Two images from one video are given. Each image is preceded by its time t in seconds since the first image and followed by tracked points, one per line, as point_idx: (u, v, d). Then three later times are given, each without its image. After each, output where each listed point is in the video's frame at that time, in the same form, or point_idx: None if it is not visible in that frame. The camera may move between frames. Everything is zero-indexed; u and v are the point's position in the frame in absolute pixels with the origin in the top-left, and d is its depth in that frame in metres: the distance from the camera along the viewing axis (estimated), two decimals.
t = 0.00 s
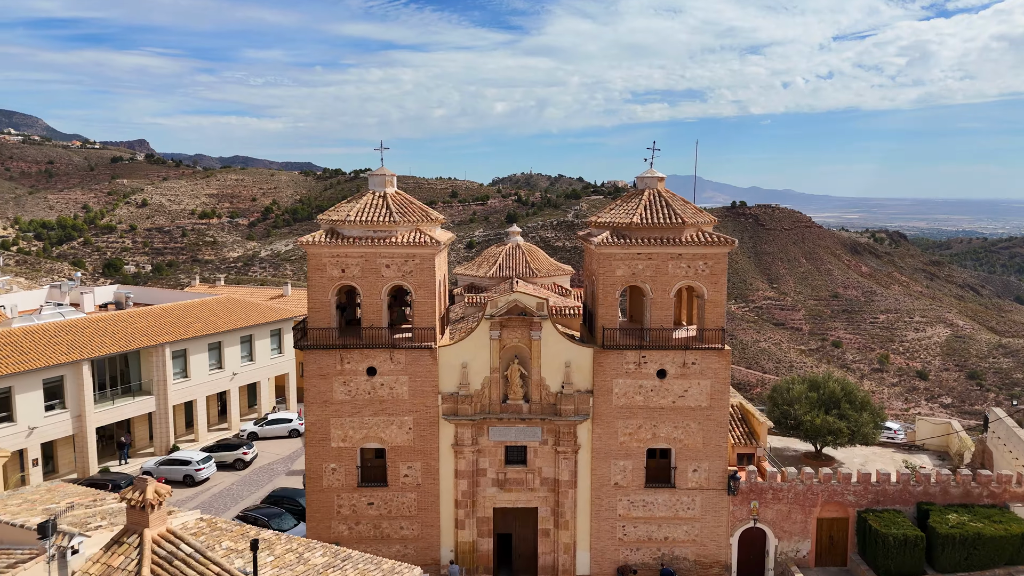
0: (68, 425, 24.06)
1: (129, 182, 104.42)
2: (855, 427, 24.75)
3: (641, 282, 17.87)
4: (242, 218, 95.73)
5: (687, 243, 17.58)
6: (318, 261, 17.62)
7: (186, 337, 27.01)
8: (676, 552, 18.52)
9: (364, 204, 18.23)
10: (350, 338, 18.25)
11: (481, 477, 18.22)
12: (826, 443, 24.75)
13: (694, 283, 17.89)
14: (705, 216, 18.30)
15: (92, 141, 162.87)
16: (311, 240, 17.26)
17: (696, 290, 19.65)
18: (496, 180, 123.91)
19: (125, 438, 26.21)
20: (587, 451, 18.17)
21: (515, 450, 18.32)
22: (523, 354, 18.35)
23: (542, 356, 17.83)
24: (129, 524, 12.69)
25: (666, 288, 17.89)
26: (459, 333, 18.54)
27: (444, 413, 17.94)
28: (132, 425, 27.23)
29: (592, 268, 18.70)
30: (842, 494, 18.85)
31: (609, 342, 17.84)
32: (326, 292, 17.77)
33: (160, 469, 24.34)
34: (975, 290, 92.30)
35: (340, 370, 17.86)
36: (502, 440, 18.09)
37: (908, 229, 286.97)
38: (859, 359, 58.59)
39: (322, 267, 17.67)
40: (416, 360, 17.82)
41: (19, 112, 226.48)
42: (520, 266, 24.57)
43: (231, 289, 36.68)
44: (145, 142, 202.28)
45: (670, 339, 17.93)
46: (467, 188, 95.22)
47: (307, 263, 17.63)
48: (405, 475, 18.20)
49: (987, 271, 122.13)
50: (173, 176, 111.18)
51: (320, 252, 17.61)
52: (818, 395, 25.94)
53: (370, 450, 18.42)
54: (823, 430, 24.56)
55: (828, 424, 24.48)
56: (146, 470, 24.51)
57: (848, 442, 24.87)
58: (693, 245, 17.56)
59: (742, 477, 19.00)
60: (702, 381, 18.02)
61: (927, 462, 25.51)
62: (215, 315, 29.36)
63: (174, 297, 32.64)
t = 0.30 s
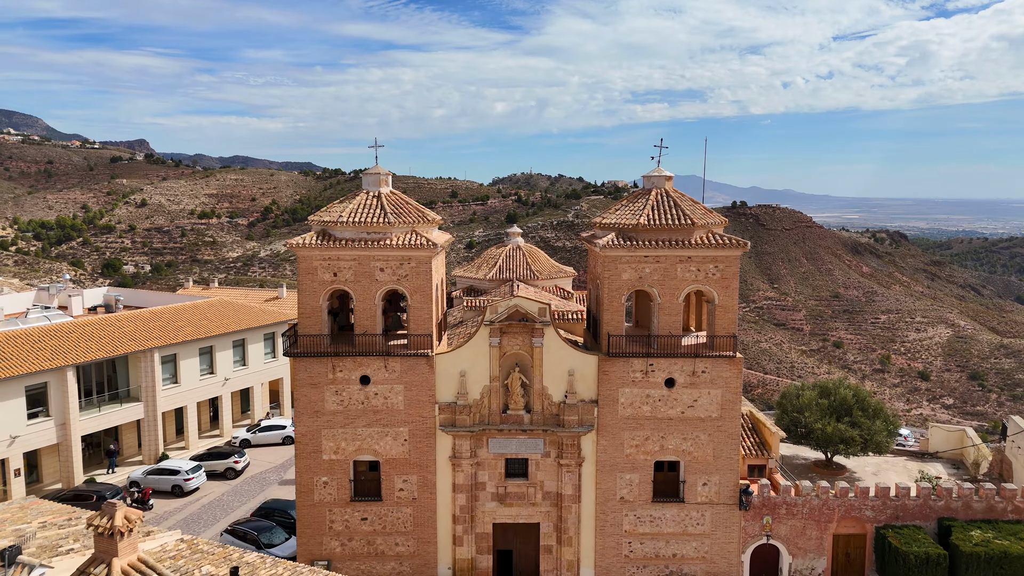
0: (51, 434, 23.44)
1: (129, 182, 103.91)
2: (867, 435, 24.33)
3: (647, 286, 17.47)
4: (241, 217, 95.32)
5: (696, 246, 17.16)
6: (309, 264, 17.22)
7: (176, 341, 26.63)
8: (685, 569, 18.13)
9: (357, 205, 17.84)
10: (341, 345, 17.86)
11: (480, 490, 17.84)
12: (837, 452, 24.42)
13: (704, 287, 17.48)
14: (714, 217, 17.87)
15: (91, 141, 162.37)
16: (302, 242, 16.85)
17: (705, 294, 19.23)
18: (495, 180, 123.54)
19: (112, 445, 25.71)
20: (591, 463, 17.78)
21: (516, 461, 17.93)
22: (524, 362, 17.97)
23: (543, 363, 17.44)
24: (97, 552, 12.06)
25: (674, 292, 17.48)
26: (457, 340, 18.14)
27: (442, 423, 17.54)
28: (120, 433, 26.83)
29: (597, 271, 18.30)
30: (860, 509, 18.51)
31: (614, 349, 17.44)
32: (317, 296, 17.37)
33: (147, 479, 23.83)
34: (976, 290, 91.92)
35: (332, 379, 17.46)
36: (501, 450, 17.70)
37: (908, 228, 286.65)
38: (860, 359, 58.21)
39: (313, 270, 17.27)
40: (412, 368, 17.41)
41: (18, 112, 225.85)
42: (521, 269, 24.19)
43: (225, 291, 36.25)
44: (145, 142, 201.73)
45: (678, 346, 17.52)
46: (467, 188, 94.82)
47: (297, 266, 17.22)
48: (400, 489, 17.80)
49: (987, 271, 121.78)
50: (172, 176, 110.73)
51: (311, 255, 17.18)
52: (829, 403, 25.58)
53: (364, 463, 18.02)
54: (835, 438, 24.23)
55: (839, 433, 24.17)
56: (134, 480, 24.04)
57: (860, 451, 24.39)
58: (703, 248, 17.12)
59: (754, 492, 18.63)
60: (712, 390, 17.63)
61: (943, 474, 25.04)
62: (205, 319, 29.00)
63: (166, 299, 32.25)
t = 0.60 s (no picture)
0: (34, 443, 23.02)
1: (128, 182, 103.52)
2: (882, 445, 23.96)
3: (655, 291, 17.02)
4: (240, 217, 94.90)
5: (707, 249, 16.67)
6: (299, 268, 16.73)
7: (164, 345, 26.18)
8: None
9: (349, 206, 17.38)
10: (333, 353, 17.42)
11: (479, 505, 17.46)
12: (850, 461, 24.09)
13: (716, 292, 17.03)
14: (726, 218, 17.41)
15: (91, 141, 162.18)
16: (291, 245, 16.36)
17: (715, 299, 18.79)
18: (495, 180, 123.19)
19: (99, 455, 25.27)
20: (596, 477, 17.39)
21: (517, 474, 17.53)
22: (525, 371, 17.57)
23: (545, 372, 17.04)
24: None
25: (684, 298, 17.04)
26: (457, 347, 17.71)
27: (440, 435, 17.12)
28: (107, 441, 26.43)
29: (603, 275, 17.88)
30: (880, 526, 18.19)
31: (620, 359, 17.03)
32: (308, 302, 16.89)
33: (133, 490, 23.44)
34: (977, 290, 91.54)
35: (323, 390, 17.03)
36: (501, 464, 17.30)
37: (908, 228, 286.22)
38: (861, 360, 57.80)
39: (303, 275, 16.79)
40: (408, 378, 16.98)
41: (18, 113, 225.33)
42: (522, 272, 23.83)
43: (218, 294, 35.88)
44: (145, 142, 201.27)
45: (688, 355, 17.09)
46: (467, 188, 94.41)
47: (287, 270, 16.72)
48: (395, 505, 17.38)
49: (987, 271, 121.52)
50: (171, 176, 110.37)
51: (301, 258, 16.72)
52: (841, 410, 25.18)
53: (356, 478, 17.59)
54: (847, 448, 23.92)
55: (853, 443, 23.80)
56: (121, 490, 23.56)
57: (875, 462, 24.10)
58: (714, 250, 16.64)
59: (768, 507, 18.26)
60: (724, 401, 17.21)
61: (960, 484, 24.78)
62: (196, 323, 28.58)
63: (158, 303, 31.88)
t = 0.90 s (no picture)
0: (16, 453, 22.39)
1: (127, 182, 103.14)
2: (897, 454, 23.47)
3: (664, 296, 16.58)
4: (240, 217, 94.53)
5: (719, 252, 16.20)
6: (288, 273, 16.28)
7: (152, 351, 25.72)
8: None
9: (341, 208, 16.93)
10: (324, 362, 16.96)
11: (479, 521, 17.04)
12: (864, 471, 23.62)
13: (729, 299, 16.57)
14: (738, 220, 16.94)
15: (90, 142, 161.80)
16: (280, 248, 15.91)
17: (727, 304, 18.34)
18: (495, 180, 122.85)
19: (84, 465, 24.82)
20: (602, 493, 16.94)
21: (518, 489, 17.09)
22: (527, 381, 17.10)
23: (547, 383, 16.58)
24: None
25: (695, 304, 16.58)
26: (456, 356, 17.25)
27: (438, 448, 16.67)
28: (94, 450, 25.97)
29: (609, 280, 17.43)
30: (901, 545, 17.88)
31: (627, 369, 16.56)
32: (297, 308, 16.44)
33: (119, 502, 23.02)
34: (978, 290, 91.27)
35: (313, 401, 16.57)
36: (500, 479, 16.86)
37: (908, 228, 285.98)
38: (863, 360, 57.35)
39: (292, 280, 16.35)
40: (403, 389, 16.52)
41: (18, 113, 224.88)
42: (523, 274, 23.48)
43: (212, 298, 35.49)
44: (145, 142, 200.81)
45: (699, 364, 16.63)
46: (467, 188, 94.06)
47: (275, 274, 16.27)
48: (389, 523, 16.94)
49: (988, 271, 121.25)
50: (171, 176, 109.98)
51: (289, 263, 16.23)
52: (854, 418, 24.79)
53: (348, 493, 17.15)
54: (861, 458, 23.45)
55: (867, 453, 23.34)
56: (106, 502, 23.12)
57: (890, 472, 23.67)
58: (727, 253, 16.17)
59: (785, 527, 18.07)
60: (737, 414, 16.75)
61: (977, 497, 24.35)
62: (186, 327, 28.16)
63: (151, 306, 31.47)
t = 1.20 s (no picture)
0: None
1: (127, 182, 102.77)
2: (912, 465, 23.04)
3: (674, 303, 16.06)
4: (239, 217, 94.14)
5: (733, 257, 15.70)
6: (276, 278, 15.76)
7: (140, 357, 25.18)
8: None
9: (333, 209, 16.44)
10: (314, 373, 16.47)
11: (478, 540, 16.48)
12: (879, 483, 23.23)
13: (745, 306, 16.04)
14: (752, 222, 16.39)
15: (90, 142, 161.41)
16: (267, 252, 15.39)
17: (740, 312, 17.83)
18: (495, 180, 122.54)
19: (70, 475, 24.34)
20: (608, 511, 16.43)
21: (519, 507, 16.56)
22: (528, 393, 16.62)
23: (551, 394, 16.09)
24: None
25: (707, 312, 16.07)
26: (453, 366, 16.73)
27: (434, 465, 16.12)
28: (79, 460, 25.46)
29: (615, 286, 16.91)
30: (925, 567, 17.50)
31: (635, 381, 16.05)
32: (286, 316, 15.94)
33: (104, 515, 22.61)
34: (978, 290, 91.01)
35: (303, 415, 16.06)
36: (500, 495, 16.34)
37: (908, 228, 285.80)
38: (864, 361, 56.94)
39: (281, 286, 15.84)
40: (397, 402, 16.01)
41: (17, 113, 224.37)
42: (524, 277, 23.10)
43: (204, 301, 35.04)
44: (145, 143, 200.32)
45: (711, 376, 16.11)
46: (466, 189, 93.74)
47: (262, 279, 15.75)
48: (383, 543, 16.40)
49: (988, 271, 121.05)
50: (170, 176, 109.59)
51: (277, 267, 15.71)
52: (867, 428, 24.49)
53: (340, 512, 16.64)
54: (876, 469, 23.09)
55: (882, 463, 22.97)
56: (90, 515, 22.73)
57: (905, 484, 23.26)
58: (741, 258, 15.66)
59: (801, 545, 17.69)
60: (752, 428, 16.22)
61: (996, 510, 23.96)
62: (175, 332, 27.67)
63: (144, 310, 31.05)
